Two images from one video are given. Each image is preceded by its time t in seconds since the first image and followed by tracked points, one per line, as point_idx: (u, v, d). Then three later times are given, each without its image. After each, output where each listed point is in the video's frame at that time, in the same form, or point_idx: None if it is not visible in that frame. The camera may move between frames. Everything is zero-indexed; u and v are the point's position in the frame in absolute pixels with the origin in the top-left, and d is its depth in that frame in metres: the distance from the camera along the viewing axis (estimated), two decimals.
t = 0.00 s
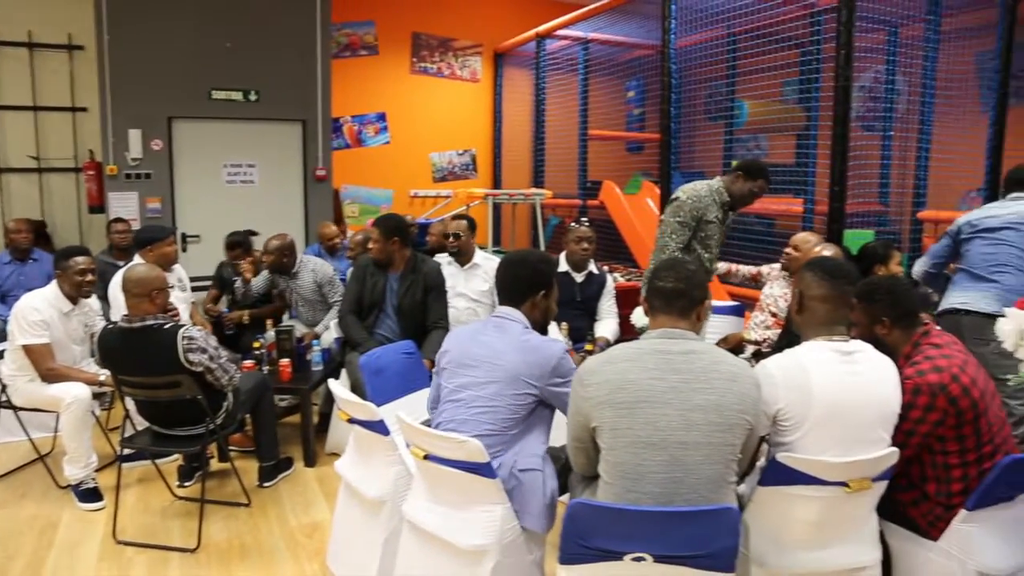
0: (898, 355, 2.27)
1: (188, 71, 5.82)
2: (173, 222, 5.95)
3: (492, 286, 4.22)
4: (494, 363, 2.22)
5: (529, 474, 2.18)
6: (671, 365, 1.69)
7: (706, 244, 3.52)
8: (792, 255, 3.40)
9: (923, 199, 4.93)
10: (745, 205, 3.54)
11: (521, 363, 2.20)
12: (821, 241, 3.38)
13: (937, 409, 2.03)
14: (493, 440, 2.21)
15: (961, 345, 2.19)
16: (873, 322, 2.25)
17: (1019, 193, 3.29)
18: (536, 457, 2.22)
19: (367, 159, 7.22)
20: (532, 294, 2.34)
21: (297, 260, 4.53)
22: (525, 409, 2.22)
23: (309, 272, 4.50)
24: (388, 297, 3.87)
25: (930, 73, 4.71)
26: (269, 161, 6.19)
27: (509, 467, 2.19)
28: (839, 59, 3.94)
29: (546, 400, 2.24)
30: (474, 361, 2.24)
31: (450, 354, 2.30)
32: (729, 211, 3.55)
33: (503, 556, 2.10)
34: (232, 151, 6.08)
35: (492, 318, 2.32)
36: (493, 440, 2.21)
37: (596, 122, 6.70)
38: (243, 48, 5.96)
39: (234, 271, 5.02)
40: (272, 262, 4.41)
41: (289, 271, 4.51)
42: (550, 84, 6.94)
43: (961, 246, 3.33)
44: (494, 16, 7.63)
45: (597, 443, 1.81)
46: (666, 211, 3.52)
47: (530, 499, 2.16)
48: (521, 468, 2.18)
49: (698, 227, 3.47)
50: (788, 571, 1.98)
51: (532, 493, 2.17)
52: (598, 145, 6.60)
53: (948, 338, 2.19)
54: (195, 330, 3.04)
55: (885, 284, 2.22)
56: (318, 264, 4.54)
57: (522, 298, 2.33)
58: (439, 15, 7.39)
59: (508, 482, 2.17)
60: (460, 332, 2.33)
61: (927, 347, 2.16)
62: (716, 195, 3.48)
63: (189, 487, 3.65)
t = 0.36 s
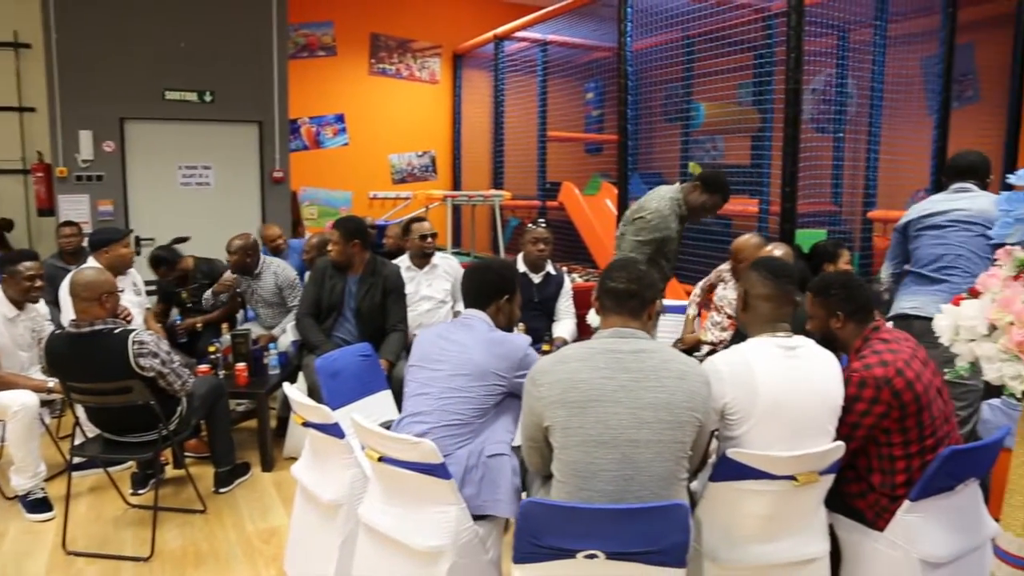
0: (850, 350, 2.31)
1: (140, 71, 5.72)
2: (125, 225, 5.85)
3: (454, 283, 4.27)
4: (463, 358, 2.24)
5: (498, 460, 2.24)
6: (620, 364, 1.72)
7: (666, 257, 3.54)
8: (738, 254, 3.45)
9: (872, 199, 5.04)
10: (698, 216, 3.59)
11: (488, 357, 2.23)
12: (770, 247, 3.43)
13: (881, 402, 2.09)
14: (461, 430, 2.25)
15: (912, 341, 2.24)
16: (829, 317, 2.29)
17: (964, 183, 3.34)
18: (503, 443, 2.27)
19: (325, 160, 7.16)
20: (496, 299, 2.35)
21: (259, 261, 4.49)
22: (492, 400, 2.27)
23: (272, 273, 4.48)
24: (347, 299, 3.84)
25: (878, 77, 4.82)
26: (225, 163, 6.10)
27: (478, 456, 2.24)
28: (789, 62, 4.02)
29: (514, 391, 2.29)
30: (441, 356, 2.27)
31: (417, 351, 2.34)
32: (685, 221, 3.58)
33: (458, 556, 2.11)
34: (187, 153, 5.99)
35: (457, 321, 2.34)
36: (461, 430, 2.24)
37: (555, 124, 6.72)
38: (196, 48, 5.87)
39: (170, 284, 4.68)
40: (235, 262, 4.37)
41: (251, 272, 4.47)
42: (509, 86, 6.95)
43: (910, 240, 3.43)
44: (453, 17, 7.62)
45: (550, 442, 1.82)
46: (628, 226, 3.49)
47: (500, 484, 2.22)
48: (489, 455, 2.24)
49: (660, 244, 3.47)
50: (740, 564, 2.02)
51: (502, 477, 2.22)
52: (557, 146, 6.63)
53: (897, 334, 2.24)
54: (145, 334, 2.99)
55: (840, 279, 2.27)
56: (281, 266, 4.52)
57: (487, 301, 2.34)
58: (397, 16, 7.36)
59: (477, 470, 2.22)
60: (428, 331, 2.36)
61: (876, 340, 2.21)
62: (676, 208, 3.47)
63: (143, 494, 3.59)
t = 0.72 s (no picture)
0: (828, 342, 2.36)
1: (106, 71, 5.64)
2: (92, 228, 5.77)
3: (422, 281, 4.31)
4: (439, 358, 2.25)
5: (472, 458, 2.26)
6: (587, 363, 1.73)
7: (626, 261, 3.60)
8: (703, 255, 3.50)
9: (840, 200, 5.10)
10: (655, 221, 3.55)
11: (465, 359, 2.23)
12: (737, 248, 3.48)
13: (847, 394, 2.12)
14: (435, 428, 2.25)
15: (884, 339, 2.27)
16: (810, 307, 2.35)
17: (922, 175, 3.45)
18: (478, 442, 2.29)
19: (296, 162, 7.12)
20: (474, 303, 2.36)
21: (240, 259, 4.51)
22: (468, 401, 2.28)
23: (251, 273, 4.50)
24: (320, 300, 3.82)
25: (844, 80, 4.90)
26: (193, 164, 6.04)
27: (452, 454, 2.25)
28: (756, 65, 4.08)
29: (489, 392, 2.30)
30: (418, 356, 2.27)
31: (393, 350, 2.33)
32: (641, 227, 3.56)
33: (428, 556, 2.13)
34: (155, 154, 5.91)
35: (434, 322, 2.33)
36: (436, 429, 2.25)
37: (527, 125, 6.73)
38: (164, 48, 5.80)
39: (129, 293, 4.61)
40: (218, 257, 4.38)
41: (232, 269, 4.50)
42: (481, 88, 6.95)
43: (872, 237, 3.49)
44: (426, 19, 7.61)
45: (518, 442, 1.83)
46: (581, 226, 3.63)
47: (475, 482, 2.25)
48: (464, 454, 2.26)
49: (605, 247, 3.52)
50: (707, 560, 2.05)
51: (477, 475, 2.25)
52: (529, 147, 6.64)
53: (871, 331, 2.26)
54: (112, 337, 2.96)
55: (823, 272, 2.32)
56: (260, 266, 4.55)
57: (465, 305, 2.35)
58: (368, 17, 7.33)
59: (452, 469, 2.24)
60: (405, 330, 2.35)
61: (848, 334, 2.25)
62: (623, 217, 3.49)
63: (111, 500, 3.54)
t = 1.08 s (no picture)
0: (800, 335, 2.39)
1: (76, 67, 5.57)
2: (63, 227, 5.67)
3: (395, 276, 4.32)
4: (411, 352, 2.24)
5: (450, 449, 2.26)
6: (557, 358, 1.74)
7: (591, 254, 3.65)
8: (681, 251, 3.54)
9: (814, 196, 5.14)
10: (615, 209, 3.59)
11: (436, 352, 2.24)
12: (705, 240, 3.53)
13: (814, 385, 2.15)
14: (410, 422, 2.25)
15: (852, 331, 2.30)
16: (784, 301, 2.36)
17: (883, 174, 3.53)
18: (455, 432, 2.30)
19: (272, 160, 7.07)
20: (442, 298, 2.36)
21: (223, 254, 4.48)
22: (441, 394, 2.28)
23: (232, 269, 4.48)
24: (301, 301, 3.78)
25: (817, 77, 4.95)
26: (167, 162, 5.98)
27: (429, 447, 2.26)
28: (729, 63, 4.11)
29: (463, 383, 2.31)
30: (389, 352, 2.27)
31: (364, 348, 2.33)
32: (600, 216, 3.61)
33: (402, 553, 2.13)
34: (127, 152, 5.84)
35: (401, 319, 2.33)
36: (410, 422, 2.25)
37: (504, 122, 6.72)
38: (135, 45, 5.73)
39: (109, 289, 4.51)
40: (201, 251, 4.35)
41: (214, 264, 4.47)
42: (457, 85, 6.94)
43: (839, 231, 3.54)
44: (402, 16, 7.59)
45: (490, 437, 1.84)
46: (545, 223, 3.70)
47: (454, 474, 2.25)
48: (441, 445, 2.27)
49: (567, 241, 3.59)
50: (679, 553, 2.07)
51: (455, 467, 2.26)
52: (506, 144, 6.63)
53: (841, 325, 2.29)
54: (81, 335, 2.93)
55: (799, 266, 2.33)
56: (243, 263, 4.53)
57: (433, 301, 2.35)
58: (344, 14, 7.30)
59: (430, 461, 2.25)
60: (376, 327, 2.35)
61: (817, 327, 2.28)
62: (580, 207, 3.56)
63: (84, 502, 3.50)
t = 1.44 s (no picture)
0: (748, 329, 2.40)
1: (43, 59, 5.47)
2: (32, 222, 5.55)
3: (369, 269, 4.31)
4: (376, 340, 2.25)
5: (422, 432, 2.26)
6: (526, 347, 1.74)
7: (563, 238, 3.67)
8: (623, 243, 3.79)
9: (787, 185, 5.17)
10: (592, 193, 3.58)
11: (404, 339, 2.24)
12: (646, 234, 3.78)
13: (781, 372, 2.17)
14: (381, 408, 2.24)
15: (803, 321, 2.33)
16: (728, 297, 2.37)
17: (853, 163, 3.57)
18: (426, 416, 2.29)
19: (246, 152, 7.01)
20: (402, 289, 2.37)
21: (204, 246, 4.56)
22: (409, 379, 2.28)
23: (210, 261, 4.55)
24: (274, 301, 3.71)
25: (789, 66, 4.98)
26: (138, 155, 5.91)
27: (401, 432, 2.26)
28: (701, 52, 4.13)
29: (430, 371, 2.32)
30: (354, 341, 2.27)
31: (327, 340, 2.32)
32: (576, 200, 3.60)
33: (374, 543, 2.14)
34: (97, 145, 5.76)
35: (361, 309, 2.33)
36: (381, 408, 2.24)
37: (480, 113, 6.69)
38: (104, 35, 5.65)
39: (95, 280, 4.40)
40: (182, 239, 4.42)
41: (194, 255, 4.53)
42: (432, 75, 6.91)
43: (810, 218, 3.57)
44: (376, 6, 7.54)
45: (459, 427, 1.84)
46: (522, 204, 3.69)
47: (427, 456, 2.25)
48: (413, 429, 2.26)
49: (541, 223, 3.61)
50: (649, 539, 2.09)
51: (429, 450, 2.25)
52: (482, 135, 6.60)
53: (789, 311, 2.33)
54: (48, 325, 2.93)
55: (740, 261, 2.34)
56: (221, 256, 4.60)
57: (394, 291, 2.36)
58: (317, 5, 7.24)
59: (401, 447, 2.25)
60: (337, 321, 2.34)
61: (771, 317, 2.30)
62: (557, 189, 3.56)
63: (55, 499, 3.47)
